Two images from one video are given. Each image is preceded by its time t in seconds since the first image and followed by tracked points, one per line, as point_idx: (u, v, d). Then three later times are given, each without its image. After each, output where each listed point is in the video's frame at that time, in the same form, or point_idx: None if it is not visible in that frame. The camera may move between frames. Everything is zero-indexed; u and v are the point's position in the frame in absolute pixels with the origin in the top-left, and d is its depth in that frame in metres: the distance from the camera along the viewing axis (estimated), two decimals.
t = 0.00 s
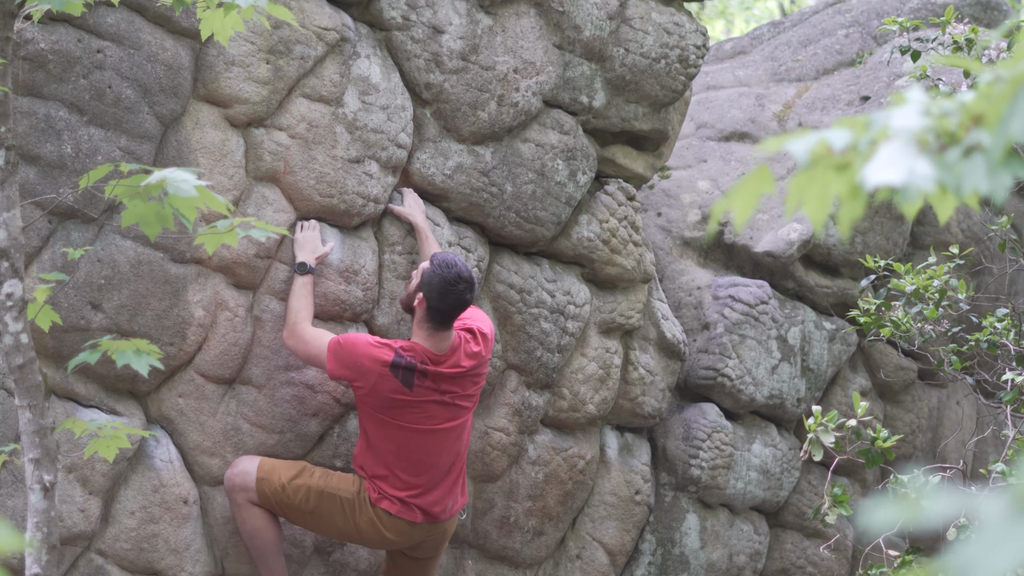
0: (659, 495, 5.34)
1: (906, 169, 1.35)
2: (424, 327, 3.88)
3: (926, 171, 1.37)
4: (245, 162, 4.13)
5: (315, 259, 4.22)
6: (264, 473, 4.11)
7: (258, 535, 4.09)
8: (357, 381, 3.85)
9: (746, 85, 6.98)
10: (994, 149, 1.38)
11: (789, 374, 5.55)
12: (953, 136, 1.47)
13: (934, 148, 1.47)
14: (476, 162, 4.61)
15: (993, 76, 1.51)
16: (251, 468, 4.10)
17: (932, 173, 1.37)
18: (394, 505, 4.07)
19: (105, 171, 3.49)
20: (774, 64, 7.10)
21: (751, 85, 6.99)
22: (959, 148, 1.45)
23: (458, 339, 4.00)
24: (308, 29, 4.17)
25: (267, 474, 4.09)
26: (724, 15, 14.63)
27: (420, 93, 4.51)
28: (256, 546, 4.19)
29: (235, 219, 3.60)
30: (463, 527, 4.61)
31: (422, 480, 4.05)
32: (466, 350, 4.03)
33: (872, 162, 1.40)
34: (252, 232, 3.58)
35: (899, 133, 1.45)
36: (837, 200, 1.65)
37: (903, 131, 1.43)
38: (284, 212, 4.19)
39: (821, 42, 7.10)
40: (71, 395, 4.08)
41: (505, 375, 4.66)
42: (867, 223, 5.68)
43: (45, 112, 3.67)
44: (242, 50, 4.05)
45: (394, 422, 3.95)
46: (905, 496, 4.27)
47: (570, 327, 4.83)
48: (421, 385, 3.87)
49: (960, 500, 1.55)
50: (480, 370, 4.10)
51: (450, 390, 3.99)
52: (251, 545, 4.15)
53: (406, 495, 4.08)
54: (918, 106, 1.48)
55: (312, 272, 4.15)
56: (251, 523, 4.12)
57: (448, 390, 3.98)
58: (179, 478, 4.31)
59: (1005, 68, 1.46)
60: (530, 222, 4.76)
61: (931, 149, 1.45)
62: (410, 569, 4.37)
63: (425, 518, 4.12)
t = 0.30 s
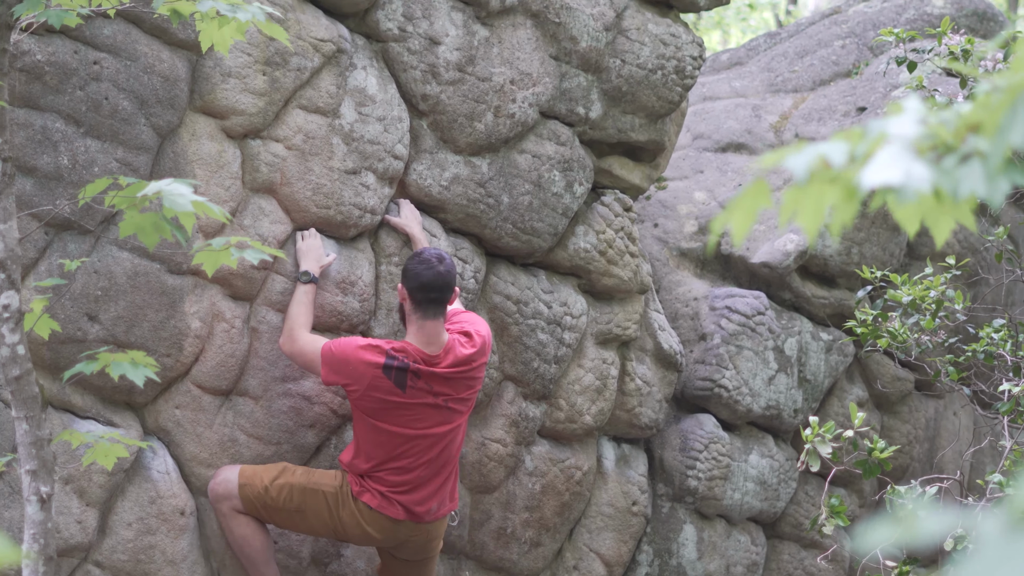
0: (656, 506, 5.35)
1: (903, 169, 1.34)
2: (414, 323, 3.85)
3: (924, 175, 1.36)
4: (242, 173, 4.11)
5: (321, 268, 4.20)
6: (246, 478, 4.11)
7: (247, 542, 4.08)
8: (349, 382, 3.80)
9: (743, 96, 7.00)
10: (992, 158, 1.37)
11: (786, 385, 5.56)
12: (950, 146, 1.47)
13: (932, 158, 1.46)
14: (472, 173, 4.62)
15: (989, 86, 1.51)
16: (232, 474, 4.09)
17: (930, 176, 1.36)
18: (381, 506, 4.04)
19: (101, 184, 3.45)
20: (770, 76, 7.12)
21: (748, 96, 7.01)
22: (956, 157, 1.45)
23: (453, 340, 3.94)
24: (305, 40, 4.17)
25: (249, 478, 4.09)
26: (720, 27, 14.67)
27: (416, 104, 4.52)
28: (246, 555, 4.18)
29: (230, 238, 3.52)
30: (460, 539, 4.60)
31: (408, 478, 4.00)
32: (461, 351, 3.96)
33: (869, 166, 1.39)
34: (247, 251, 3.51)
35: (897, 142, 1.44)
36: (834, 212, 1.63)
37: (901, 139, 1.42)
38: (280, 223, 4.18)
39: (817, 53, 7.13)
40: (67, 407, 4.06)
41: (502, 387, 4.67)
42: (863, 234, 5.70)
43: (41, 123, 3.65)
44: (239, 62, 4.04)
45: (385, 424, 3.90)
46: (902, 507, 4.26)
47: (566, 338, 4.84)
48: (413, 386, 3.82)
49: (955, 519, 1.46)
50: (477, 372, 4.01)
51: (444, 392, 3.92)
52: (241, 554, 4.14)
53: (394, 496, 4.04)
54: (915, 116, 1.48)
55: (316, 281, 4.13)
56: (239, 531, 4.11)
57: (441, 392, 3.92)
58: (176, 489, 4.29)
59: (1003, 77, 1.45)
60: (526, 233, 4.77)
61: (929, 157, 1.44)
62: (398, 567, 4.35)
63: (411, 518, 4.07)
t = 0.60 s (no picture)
0: (654, 516, 5.35)
1: (903, 194, 1.36)
2: (404, 351, 3.88)
3: (925, 196, 1.37)
4: (240, 183, 4.11)
5: (320, 279, 4.20)
6: (254, 487, 4.13)
7: (247, 550, 4.10)
8: (347, 412, 3.83)
9: (741, 106, 7.00)
10: (979, 164, 1.37)
11: (784, 396, 5.56)
12: (948, 158, 1.47)
13: (929, 171, 1.47)
14: (470, 183, 4.62)
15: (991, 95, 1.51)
16: (246, 479, 4.12)
17: (930, 197, 1.37)
18: (382, 535, 4.05)
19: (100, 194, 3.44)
20: (768, 85, 7.12)
21: (745, 106, 7.02)
22: (955, 170, 1.44)
23: (446, 365, 3.91)
24: (303, 50, 4.17)
25: (257, 488, 4.11)
26: (718, 36, 14.68)
27: (414, 114, 4.52)
28: (246, 560, 4.20)
29: (228, 255, 3.51)
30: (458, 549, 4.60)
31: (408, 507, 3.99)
32: (457, 377, 3.93)
33: (870, 187, 1.40)
34: (244, 269, 3.49)
35: (897, 160, 1.44)
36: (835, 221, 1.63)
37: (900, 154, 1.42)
38: (278, 233, 4.18)
39: (815, 63, 7.13)
40: (65, 416, 4.06)
41: (500, 397, 4.67)
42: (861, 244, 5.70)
43: (39, 133, 3.64)
44: (237, 71, 4.04)
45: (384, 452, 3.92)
46: (901, 517, 4.26)
47: (564, 347, 4.85)
48: (410, 415, 3.81)
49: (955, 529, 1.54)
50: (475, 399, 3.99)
51: (442, 421, 3.91)
52: (241, 559, 4.15)
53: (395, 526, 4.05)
54: (913, 128, 1.48)
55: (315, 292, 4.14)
56: (241, 537, 4.14)
57: (438, 418, 3.90)
58: (174, 499, 4.28)
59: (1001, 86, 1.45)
60: (524, 243, 4.77)
61: (926, 170, 1.46)
62: None
63: (413, 547, 4.07)
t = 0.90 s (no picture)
0: (652, 526, 5.35)
1: (899, 201, 1.34)
2: (369, 310, 3.92)
3: (918, 205, 1.35)
4: (238, 193, 4.11)
5: (317, 287, 4.23)
6: (240, 490, 4.07)
7: (245, 561, 4.07)
8: (320, 381, 3.84)
9: (739, 115, 7.02)
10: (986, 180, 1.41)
11: (782, 405, 5.57)
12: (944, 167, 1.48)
13: (927, 179, 1.47)
14: (468, 193, 4.61)
15: (982, 107, 1.52)
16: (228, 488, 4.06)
17: (924, 206, 1.36)
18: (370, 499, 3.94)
19: (97, 204, 3.42)
20: (765, 95, 7.13)
21: (743, 115, 7.03)
22: (952, 179, 1.47)
23: (413, 320, 3.87)
24: (301, 60, 4.17)
25: (243, 490, 4.04)
26: (715, 45, 14.72)
27: (412, 123, 4.52)
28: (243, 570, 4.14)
29: (227, 260, 3.49)
30: (456, 559, 4.59)
31: (390, 468, 3.89)
32: (427, 333, 3.87)
33: (864, 194, 1.39)
34: (243, 274, 3.48)
35: (894, 166, 1.42)
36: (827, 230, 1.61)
37: (897, 162, 1.42)
38: (276, 243, 4.18)
39: (812, 73, 7.14)
40: (63, 426, 4.05)
41: (498, 406, 4.68)
42: (859, 253, 5.72)
43: (37, 143, 3.63)
44: (234, 81, 4.04)
45: (360, 416, 3.87)
46: (899, 526, 4.26)
47: (562, 357, 4.86)
48: (380, 372, 3.78)
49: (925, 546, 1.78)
50: (450, 356, 3.91)
51: (414, 378, 3.84)
52: (237, 569, 4.09)
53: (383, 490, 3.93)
54: (912, 136, 1.47)
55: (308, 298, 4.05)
56: (238, 547, 4.10)
57: (410, 376, 3.84)
58: (172, 509, 4.27)
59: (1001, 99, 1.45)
60: (522, 253, 4.77)
61: (924, 177, 1.46)
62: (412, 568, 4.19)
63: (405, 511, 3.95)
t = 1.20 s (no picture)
0: (652, 535, 5.35)
1: (899, 205, 1.31)
2: (357, 235, 3.91)
3: (918, 207, 1.32)
4: (237, 202, 4.11)
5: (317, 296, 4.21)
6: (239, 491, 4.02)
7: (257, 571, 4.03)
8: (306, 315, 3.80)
9: (738, 123, 7.03)
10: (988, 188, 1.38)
11: (781, 414, 5.57)
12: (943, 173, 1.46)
13: (926, 187, 1.46)
14: (467, 202, 4.60)
15: (984, 116, 1.52)
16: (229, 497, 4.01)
17: (924, 210, 1.33)
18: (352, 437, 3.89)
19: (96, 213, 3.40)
20: (764, 103, 7.13)
21: (742, 124, 7.03)
22: (951, 187, 1.46)
23: (401, 251, 3.84)
24: (300, 69, 4.18)
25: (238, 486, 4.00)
26: (715, 54, 14.75)
27: (411, 132, 4.52)
28: None
29: (225, 259, 3.51)
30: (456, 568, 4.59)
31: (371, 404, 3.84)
32: (413, 266, 3.84)
33: (863, 198, 1.36)
34: (242, 272, 3.51)
35: (893, 172, 1.40)
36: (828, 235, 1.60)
37: (896, 167, 1.40)
38: (276, 251, 4.18)
39: (812, 81, 7.15)
40: (63, 435, 4.04)
41: (497, 415, 4.68)
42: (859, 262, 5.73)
43: (36, 152, 3.62)
44: (234, 90, 4.04)
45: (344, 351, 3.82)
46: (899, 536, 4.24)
47: (561, 366, 4.86)
48: (363, 299, 3.75)
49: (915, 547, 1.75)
50: (436, 291, 3.88)
51: (399, 310, 3.80)
52: None
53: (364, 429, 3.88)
54: (912, 145, 1.46)
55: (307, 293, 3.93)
56: (250, 556, 4.05)
57: (395, 307, 3.80)
58: (171, 518, 4.26)
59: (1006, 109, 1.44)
60: (522, 261, 4.77)
61: (922, 184, 1.45)
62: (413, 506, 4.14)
63: (383, 450, 3.87)
